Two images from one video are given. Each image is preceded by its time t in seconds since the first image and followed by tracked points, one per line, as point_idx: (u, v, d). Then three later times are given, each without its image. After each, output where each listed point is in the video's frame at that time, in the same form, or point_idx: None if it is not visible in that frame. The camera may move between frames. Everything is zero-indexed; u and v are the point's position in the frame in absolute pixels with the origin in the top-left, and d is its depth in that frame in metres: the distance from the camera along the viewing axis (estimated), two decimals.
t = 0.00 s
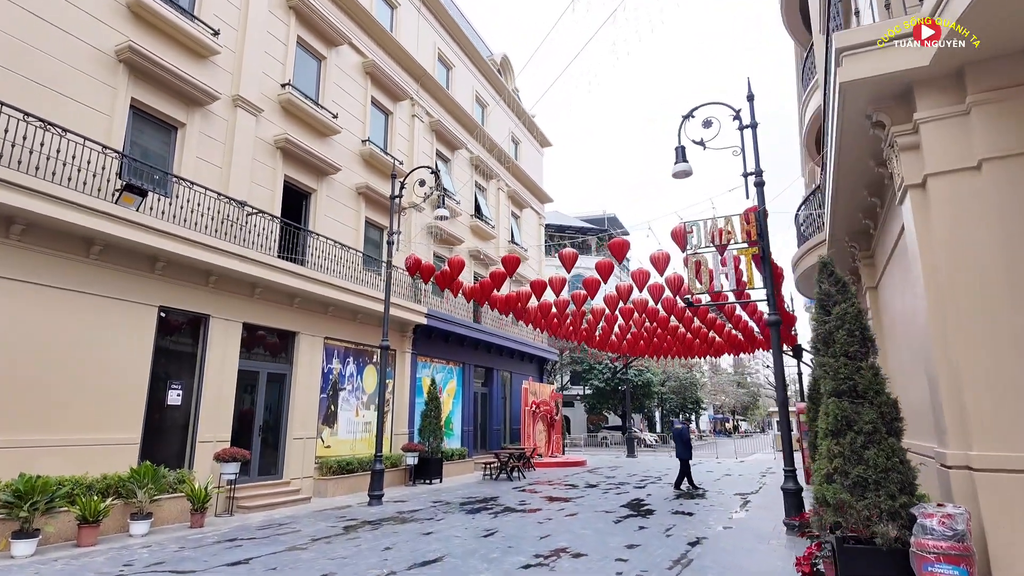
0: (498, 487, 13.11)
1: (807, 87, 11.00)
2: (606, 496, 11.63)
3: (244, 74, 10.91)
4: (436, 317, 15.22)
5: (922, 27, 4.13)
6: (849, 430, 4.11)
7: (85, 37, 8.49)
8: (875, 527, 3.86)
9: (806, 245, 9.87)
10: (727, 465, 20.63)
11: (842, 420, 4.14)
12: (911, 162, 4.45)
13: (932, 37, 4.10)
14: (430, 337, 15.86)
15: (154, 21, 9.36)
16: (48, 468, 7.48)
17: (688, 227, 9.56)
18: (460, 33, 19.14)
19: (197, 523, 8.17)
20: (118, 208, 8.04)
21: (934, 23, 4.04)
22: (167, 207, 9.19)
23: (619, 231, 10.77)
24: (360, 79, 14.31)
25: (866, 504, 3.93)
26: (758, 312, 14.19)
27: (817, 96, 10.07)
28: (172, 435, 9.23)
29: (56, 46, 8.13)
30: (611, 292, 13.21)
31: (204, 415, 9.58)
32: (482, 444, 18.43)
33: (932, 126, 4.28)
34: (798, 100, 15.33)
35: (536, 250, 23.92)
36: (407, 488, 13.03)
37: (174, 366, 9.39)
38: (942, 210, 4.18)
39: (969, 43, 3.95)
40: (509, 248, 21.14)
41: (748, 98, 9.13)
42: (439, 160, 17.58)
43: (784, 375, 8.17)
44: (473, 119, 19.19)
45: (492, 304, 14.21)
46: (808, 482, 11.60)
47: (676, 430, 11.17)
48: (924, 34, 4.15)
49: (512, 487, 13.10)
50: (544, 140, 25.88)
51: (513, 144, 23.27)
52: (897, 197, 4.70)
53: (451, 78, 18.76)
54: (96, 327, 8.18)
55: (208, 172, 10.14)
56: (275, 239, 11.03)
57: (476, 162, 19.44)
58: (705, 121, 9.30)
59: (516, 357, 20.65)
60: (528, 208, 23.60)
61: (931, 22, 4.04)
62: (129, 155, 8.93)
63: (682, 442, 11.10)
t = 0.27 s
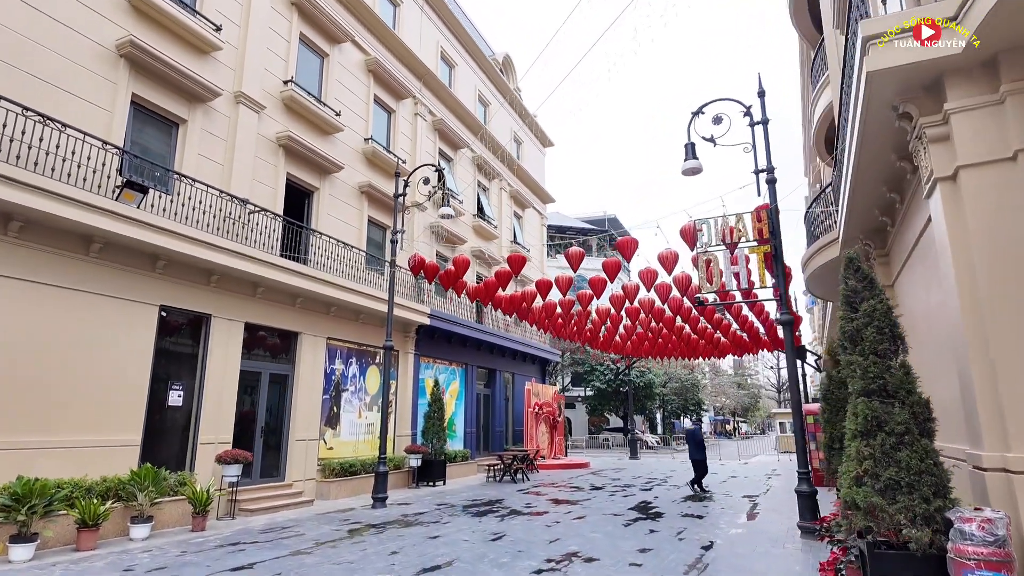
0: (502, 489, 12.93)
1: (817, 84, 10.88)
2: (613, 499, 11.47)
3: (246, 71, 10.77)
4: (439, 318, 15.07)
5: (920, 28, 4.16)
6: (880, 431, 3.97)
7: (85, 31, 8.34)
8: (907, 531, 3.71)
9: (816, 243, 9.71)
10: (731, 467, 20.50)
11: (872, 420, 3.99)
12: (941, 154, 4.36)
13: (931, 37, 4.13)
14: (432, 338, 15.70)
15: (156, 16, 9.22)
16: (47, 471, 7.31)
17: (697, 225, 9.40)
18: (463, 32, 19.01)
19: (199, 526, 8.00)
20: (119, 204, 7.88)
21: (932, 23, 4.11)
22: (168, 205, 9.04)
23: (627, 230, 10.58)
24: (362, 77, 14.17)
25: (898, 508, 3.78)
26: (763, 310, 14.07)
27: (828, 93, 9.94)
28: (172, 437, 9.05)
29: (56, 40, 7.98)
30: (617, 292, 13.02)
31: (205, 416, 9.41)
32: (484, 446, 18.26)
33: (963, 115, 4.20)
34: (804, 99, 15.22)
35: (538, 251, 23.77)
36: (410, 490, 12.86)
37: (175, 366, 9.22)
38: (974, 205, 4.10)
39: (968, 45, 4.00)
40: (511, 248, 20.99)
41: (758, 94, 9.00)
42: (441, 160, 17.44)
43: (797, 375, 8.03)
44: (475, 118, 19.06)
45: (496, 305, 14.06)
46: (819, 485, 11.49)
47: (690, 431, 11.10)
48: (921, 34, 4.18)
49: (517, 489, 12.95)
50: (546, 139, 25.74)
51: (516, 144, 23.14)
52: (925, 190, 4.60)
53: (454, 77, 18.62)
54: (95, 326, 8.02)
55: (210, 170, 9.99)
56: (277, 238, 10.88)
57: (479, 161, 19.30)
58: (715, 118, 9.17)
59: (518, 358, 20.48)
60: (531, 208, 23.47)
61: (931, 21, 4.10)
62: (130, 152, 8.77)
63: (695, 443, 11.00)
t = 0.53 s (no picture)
0: (506, 492, 12.76)
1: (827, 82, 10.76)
2: (619, 502, 11.30)
3: (248, 68, 10.63)
4: (441, 319, 14.91)
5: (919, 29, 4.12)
6: (911, 435, 3.84)
7: (84, 26, 8.18)
8: (942, 540, 3.59)
9: (827, 242, 9.34)
10: (735, 469, 20.32)
11: (902, 423, 3.86)
12: (971, 146, 4.26)
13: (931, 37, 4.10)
14: (435, 339, 15.53)
15: (157, 12, 9.08)
16: (45, 475, 7.14)
17: (707, 223, 9.21)
18: (465, 31, 18.88)
19: (199, 531, 7.82)
20: (118, 203, 7.72)
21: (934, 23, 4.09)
22: (168, 204, 8.88)
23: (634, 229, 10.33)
24: (365, 75, 14.02)
25: (932, 515, 3.66)
26: (770, 311, 13.89)
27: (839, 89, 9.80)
28: (173, 440, 8.88)
29: (55, 36, 7.82)
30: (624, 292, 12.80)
31: (207, 419, 9.25)
32: (487, 448, 18.08)
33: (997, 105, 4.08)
34: (811, 98, 15.07)
35: (540, 251, 23.62)
36: (413, 494, 12.69)
37: (176, 368, 9.04)
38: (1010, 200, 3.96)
39: (971, 43, 4.00)
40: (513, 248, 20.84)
41: (769, 90, 8.85)
42: (444, 159, 17.30)
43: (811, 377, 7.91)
44: (478, 118, 18.92)
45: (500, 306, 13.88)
46: (836, 489, 11.64)
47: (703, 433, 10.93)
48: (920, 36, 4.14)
49: (521, 492, 12.77)
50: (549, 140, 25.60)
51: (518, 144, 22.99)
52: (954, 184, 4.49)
53: (457, 77, 18.49)
54: (94, 327, 7.84)
55: (211, 168, 9.83)
56: (279, 238, 10.72)
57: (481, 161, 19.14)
58: (724, 115, 9.01)
59: (521, 359, 20.30)
60: (533, 208, 23.32)
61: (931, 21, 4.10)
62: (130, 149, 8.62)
63: (709, 446, 10.84)
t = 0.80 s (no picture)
0: (512, 495, 12.60)
1: (837, 80, 10.70)
2: (627, 505, 11.14)
3: (251, 66, 10.50)
4: (446, 319, 14.75)
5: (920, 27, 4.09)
6: (945, 438, 3.80)
7: (85, 22, 8.05)
8: (978, 549, 3.54)
9: (840, 240, 9.08)
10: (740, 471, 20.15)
11: (935, 425, 3.82)
12: (1004, 136, 4.13)
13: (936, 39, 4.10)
14: (439, 340, 15.38)
15: (159, 7, 8.95)
16: (45, 479, 7.00)
17: (717, 221, 9.06)
18: (468, 30, 18.76)
19: (202, 536, 7.67)
20: (120, 201, 7.58)
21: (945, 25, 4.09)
22: (171, 203, 8.75)
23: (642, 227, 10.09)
24: (368, 74, 13.90)
25: (968, 523, 3.61)
26: (777, 312, 13.72)
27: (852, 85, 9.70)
28: (176, 442, 8.74)
29: (56, 31, 7.70)
30: (630, 292, 12.62)
31: (210, 421, 9.11)
32: (491, 451, 17.91)
33: None
34: (818, 97, 14.93)
35: (544, 252, 23.48)
36: (418, 497, 12.53)
37: (178, 370, 8.90)
38: None
39: (971, 43, 3.94)
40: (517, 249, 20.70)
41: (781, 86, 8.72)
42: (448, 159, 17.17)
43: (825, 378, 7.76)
44: (481, 117, 18.80)
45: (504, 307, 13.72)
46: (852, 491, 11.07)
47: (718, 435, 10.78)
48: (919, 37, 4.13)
49: (527, 495, 12.60)
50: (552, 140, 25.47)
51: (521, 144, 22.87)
52: (984, 176, 4.38)
53: (460, 76, 18.37)
54: (95, 328, 7.70)
55: (214, 167, 9.70)
56: (282, 237, 10.58)
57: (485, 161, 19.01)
58: (734, 111, 8.87)
59: (525, 361, 20.14)
60: (536, 209, 23.18)
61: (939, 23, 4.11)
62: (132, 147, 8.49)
63: (724, 449, 10.70)
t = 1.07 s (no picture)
0: (520, 498, 12.46)
1: (849, 78, 10.67)
2: (637, 508, 10.99)
3: (257, 64, 10.42)
4: (452, 320, 14.62)
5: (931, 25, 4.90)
6: (983, 439, 3.86)
7: (90, 18, 7.97)
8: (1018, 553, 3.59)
9: (854, 238, 8.93)
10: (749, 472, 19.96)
11: (972, 425, 3.88)
12: None
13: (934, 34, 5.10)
14: (445, 341, 15.26)
15: (165, 5, 8.87)
16: (50, 481, 6.89)
17: (731, 220, 8.93)
18: (474, 29, 18.68)
19: (209, 539, 7.56)
20: (125, 199, 7.49)
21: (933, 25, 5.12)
22: (177, 201, 8.66)
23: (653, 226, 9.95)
24: (374, 73, 13.82)
25: (1009, 527, 3.65)
26: (787, 312, 13.57)
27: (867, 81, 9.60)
28: (183, 444, 8.64)
29: (61, 28, 7.62)
30: (640, 292, 12.49)
31: (216, 423, 9.00)
32: (498, 452, 17.77)
33: None
34: (827, 95, 14.78)
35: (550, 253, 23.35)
36: (425, 499, 12.40)
37: (183, 370, 8.78)
38: None
39: (970, 42, 4.08)
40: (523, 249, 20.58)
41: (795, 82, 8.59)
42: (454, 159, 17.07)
43: (843, 378, 7.62)
44: (487, 117, 18.69)
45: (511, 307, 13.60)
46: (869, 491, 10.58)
47: (737, 436, 10.60)
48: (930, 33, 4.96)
49: (535, 497, 12.47)
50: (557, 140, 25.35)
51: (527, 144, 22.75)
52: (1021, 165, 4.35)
53: (466, 75, 18.27)
54: (99, 328, 7.60)
55: (220, 166, 9.61)
56: (289, 237, 10.48)
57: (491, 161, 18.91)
58: (747, 108, 8.75)
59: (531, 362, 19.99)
60: (542, 209, 23.06)
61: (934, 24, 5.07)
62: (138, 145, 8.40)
63: (743, 449, 10.54)
